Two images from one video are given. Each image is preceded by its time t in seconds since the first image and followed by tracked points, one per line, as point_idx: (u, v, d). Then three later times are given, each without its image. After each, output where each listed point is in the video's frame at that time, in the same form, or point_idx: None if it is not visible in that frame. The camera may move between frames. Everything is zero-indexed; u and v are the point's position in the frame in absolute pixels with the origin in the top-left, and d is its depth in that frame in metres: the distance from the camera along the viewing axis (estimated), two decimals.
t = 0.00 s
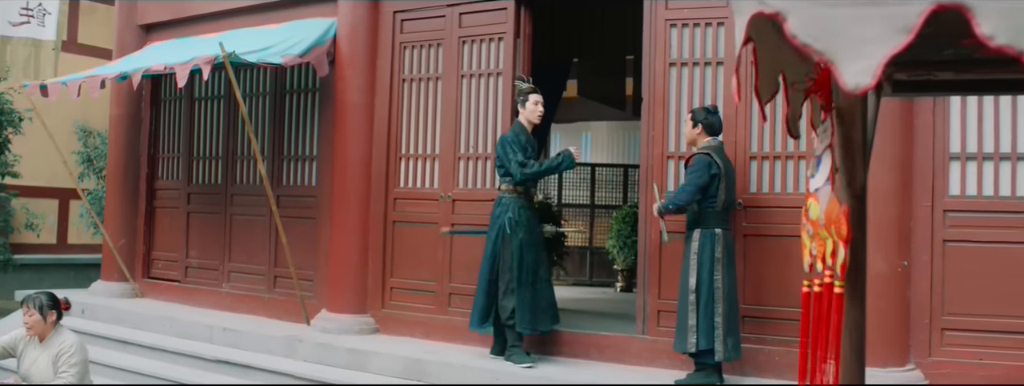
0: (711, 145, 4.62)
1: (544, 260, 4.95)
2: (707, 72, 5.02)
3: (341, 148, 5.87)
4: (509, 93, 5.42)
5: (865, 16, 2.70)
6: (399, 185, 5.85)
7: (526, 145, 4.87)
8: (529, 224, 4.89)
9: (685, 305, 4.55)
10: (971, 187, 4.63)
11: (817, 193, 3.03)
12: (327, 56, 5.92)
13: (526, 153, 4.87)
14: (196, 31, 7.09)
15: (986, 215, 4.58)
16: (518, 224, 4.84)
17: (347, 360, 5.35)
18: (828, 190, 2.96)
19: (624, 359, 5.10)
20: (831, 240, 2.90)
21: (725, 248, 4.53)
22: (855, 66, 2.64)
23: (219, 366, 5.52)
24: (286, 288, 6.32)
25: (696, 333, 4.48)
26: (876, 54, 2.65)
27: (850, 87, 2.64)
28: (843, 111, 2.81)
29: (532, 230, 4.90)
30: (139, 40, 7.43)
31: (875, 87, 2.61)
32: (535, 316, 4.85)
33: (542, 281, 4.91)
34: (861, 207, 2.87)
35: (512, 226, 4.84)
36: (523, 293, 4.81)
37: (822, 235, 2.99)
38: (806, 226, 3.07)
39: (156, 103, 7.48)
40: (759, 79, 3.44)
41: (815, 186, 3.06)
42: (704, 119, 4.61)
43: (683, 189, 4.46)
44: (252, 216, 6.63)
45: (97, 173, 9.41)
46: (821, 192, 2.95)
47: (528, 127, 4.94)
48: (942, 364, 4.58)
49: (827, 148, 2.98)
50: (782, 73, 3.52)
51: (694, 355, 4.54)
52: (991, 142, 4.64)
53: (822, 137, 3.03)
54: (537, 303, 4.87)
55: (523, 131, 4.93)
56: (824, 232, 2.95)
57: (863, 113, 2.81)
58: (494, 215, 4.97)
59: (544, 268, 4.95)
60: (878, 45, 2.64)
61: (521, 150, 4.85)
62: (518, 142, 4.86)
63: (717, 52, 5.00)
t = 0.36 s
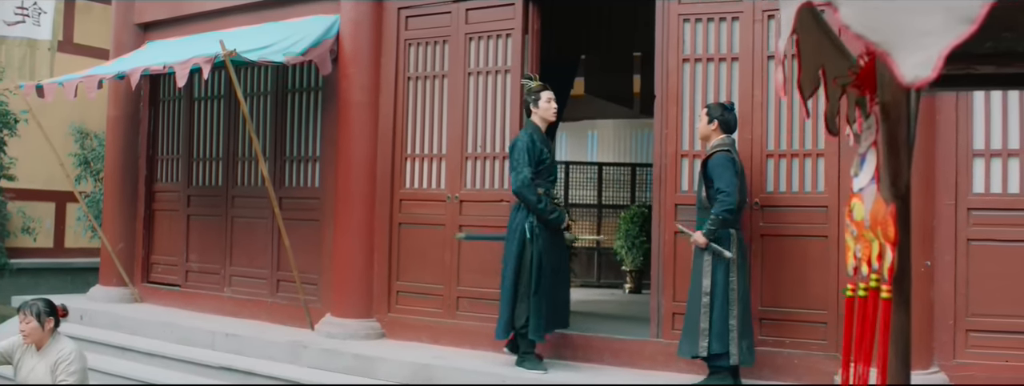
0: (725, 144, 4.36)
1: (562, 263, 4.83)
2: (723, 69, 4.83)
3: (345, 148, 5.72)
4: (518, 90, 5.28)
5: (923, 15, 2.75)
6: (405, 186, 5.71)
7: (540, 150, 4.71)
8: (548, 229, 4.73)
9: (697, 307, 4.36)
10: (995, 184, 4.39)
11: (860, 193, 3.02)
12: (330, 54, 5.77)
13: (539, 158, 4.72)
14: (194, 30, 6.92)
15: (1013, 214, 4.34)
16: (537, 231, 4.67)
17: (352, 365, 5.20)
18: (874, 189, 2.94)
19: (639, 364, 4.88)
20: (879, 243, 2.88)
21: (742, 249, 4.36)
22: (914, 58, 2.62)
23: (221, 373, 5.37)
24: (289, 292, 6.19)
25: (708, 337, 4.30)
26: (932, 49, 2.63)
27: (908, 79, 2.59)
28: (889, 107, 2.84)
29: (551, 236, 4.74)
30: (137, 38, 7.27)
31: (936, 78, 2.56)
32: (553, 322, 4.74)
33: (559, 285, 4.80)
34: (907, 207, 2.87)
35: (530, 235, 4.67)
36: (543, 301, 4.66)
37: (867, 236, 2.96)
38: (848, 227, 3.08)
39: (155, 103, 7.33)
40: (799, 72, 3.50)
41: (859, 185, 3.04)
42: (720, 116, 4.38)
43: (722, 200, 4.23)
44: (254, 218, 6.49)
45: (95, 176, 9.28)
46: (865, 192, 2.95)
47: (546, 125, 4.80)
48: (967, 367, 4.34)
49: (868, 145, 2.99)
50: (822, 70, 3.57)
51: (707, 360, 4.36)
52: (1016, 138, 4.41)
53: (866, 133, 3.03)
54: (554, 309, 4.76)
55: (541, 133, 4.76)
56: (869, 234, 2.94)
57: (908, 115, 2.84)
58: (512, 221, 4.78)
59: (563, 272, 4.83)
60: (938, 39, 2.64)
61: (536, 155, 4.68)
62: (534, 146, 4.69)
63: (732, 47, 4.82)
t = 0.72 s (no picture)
0: (745, 135, 4.20)
1: (586, 262, 4.54)
2: (741, 63, 4.56)
3: (352, 148, 5.58)
4: (529, 85, 5.14)
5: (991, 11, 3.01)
6: (414, 185, 5.57)
7: (547, 144, 4.51)
8: (563, 227, 4.51)
9: (720, 308, 4.20)
10: None
11: (917, 184, 3.05)
12: (335, 50, 5.63)
13: (548, 154, 4.51)
14: (195, 28, 6.77)
15: None
16: (546, 230, 4.48)
17: (362, 371, 5.04)
18: (930, 180, 3.01)
19: (658, 367, 4.68)
20: (940, 237, 2.95)
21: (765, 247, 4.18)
22: (989, 39, 2.88)
23: (226, 380, 5.21)
24: (296, 296, 6.06)
25: (735, 338, 4.13)
26: (1007, 36, 2.89)
27: (986, 61, 2.84)
28: (947, 93, 3.10)
29: (566, 233, 4.51)
30: (136, 37, 7.13)
31: (1014, 59, 2.82)
32: (574, 324, 4.48)
33: (584, 285, 4.52)
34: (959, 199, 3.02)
35: (538, 234, 4.49)
36: (554, 301, 4.46)
37: (923, 230, 3.02)
38: (905, 219, 3.07)
39: (156, 104, 7.19)
40: (851, 57, 3.38)
41: (912, 177, 3.08)
42: (739, 108, 4.21)
43: (744, 197, 4.04)
44: (258, 220, 6.35)
45: (95, 179, 9.14)
46: (922, 184, 3.02)
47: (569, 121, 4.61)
48: (997, 366, 4.03)
49: (924, 134, 3.09)
50: (869, 54, 3.45)
51: (734, 362, 4.20)
52: None
53: (918, 123, 3.11)
54: (576, 310, 4.50)
55: (554, 128, 4.56)
56: (927, 228, 2.99)
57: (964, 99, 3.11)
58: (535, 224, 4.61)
59: (588, 270, 4.53)
60: (1007, 28, 2.91)
61: (540, 151, 4.48)
62: (539, 141, 4.49)
63: (750, 39, 4.54)
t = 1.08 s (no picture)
0: (753, 129, 4.07)
1: (599, 262, 4.38)
2: (744, 55, 4.41)
3: (344, 147, 5.42)
4: (526, 81, 5.02)
5: None
6: (408, 185, 5.42)
7: (556, 140, 4.42)
8: (574, 224, 4.37)
9: (729, 309, 4.07)
10: None
11: (960, 172, 3.00)
12: (326, 48, 5.48)
13: (558, 150, 4.42)
14: (181, 27, 6.60)
15: None
16: (555, 228, 4.39)
17: (357, 376, 4.90)
18: (974, 168, 2.96)
19: (662, 368, 4.55)
20: (988, 227, 2.89)
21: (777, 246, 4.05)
22: None
23: None
24: (288, 300, 5.92)
25: (745, 340, 4.01)
26: None
27: None
28: (990, 75, 3.22)
29: (577, 231, 4.38)
30: (120, 37, 6.96)
31: None
32: (582, 327, 4.33)
33: (596, 286, 4.36)
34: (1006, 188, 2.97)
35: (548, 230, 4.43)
36: (560, 302, 4.34)
37: (968, 220, 2.95)
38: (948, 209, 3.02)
39: (141, 106, 7.03)
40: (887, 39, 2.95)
41: (955, 165, 3.04)
42: (746, 99, 4.07)
43: (752, 194, 3.92)
44: (248, 223, 6.20)
45: (79, 184, 8.96)
46: (969, 172, 2.96)
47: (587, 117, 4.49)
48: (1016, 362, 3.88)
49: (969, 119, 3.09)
50: (903, 38, 3.09)
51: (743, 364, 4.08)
52: None
53: (961, 108, 3.15)
54: (585, 311, 4.34)
55: (569, 123, 4.45)
56: (973, 219, 2.93)
57: (1006, 80, 3.29)
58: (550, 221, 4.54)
59: (600, 271, 4.38)
60: None
61: (548, 146, 4.40)
62: (549, 137, 4.42)
63: (754, 30, 4.40)
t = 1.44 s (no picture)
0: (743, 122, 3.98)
1: (594, 262, 4.27)
2: (729, 48, 4.31)
3: (317, 146, 5.26)
4: (505, 76, 4.89)
5: None
6: (384, 184, 5.27)
7: (551, 137, 4.40)
8: (567, 221, 4.29)
9: (725, 309, 3.95)
10: None
11: (987, 163, 2.89)
12: (298, 43, 5.30)
13: (553, 146, 4.40)
14: (147, 23, 6.40)
15: None
16: (550, 221, 4.35)
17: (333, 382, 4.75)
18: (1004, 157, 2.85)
19: (648, 370, 4.44)
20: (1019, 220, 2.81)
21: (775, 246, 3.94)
22: None
23: None
24: (261, 304, 5.75)
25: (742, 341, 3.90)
26: None
27: None
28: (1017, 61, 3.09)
29: (569, 229, 4.28)
30: (84, 35, 6.73)
31: None
32: (572, 327, 4.24)
33: (589, 285, 4.26)
34: None
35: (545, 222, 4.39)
36: (550, 301, 4.27)
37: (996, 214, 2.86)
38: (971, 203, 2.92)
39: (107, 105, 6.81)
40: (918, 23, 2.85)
41: (979, 155, 2.93)
42: (734, 91, 3.97)
43: (750, 191, 3.82)
44: (219, 225, 6.01)
45: (42, 186, 8.69)
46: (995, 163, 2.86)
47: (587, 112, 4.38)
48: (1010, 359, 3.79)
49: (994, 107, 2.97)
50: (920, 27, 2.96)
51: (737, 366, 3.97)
52: None
53: (986, 95, 3.02)
54: (576, 311, 4.25)
55: (567, 119, 4.40)
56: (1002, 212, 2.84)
57: None
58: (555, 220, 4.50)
59: (594, 270, 4.27)
60: None
61: (544, 144, 4.40)
62: (545, 134, 4.43)
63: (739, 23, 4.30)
